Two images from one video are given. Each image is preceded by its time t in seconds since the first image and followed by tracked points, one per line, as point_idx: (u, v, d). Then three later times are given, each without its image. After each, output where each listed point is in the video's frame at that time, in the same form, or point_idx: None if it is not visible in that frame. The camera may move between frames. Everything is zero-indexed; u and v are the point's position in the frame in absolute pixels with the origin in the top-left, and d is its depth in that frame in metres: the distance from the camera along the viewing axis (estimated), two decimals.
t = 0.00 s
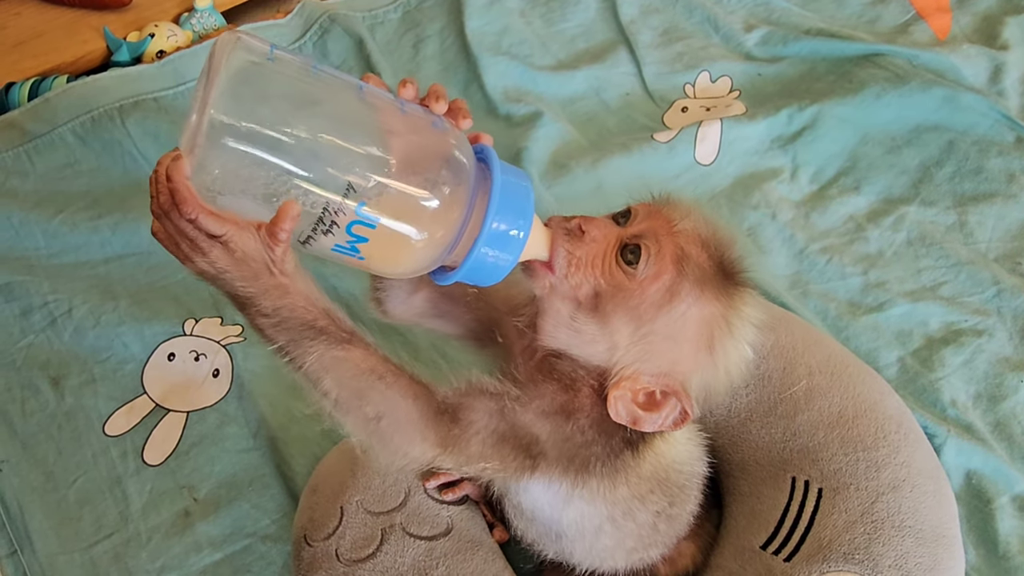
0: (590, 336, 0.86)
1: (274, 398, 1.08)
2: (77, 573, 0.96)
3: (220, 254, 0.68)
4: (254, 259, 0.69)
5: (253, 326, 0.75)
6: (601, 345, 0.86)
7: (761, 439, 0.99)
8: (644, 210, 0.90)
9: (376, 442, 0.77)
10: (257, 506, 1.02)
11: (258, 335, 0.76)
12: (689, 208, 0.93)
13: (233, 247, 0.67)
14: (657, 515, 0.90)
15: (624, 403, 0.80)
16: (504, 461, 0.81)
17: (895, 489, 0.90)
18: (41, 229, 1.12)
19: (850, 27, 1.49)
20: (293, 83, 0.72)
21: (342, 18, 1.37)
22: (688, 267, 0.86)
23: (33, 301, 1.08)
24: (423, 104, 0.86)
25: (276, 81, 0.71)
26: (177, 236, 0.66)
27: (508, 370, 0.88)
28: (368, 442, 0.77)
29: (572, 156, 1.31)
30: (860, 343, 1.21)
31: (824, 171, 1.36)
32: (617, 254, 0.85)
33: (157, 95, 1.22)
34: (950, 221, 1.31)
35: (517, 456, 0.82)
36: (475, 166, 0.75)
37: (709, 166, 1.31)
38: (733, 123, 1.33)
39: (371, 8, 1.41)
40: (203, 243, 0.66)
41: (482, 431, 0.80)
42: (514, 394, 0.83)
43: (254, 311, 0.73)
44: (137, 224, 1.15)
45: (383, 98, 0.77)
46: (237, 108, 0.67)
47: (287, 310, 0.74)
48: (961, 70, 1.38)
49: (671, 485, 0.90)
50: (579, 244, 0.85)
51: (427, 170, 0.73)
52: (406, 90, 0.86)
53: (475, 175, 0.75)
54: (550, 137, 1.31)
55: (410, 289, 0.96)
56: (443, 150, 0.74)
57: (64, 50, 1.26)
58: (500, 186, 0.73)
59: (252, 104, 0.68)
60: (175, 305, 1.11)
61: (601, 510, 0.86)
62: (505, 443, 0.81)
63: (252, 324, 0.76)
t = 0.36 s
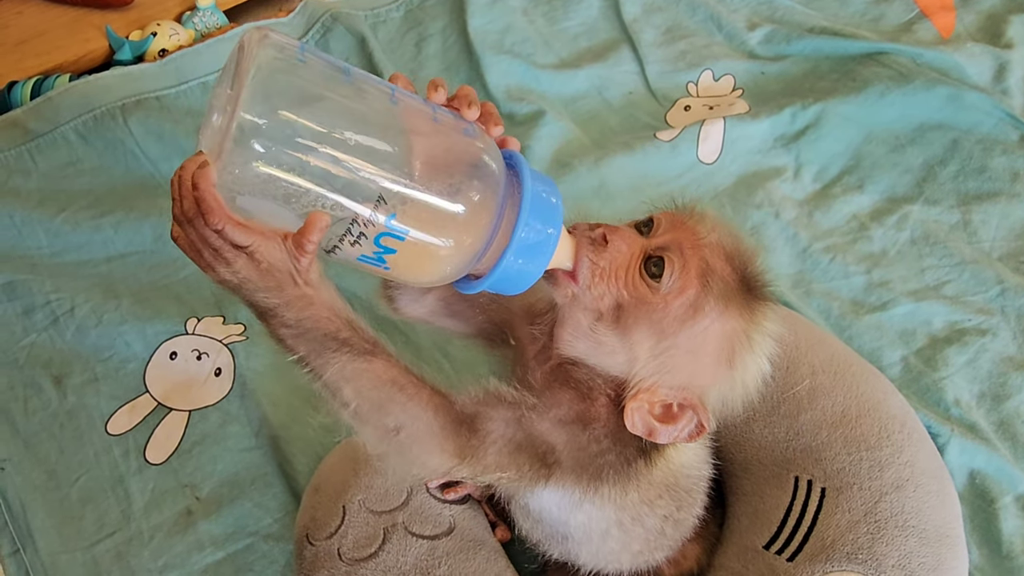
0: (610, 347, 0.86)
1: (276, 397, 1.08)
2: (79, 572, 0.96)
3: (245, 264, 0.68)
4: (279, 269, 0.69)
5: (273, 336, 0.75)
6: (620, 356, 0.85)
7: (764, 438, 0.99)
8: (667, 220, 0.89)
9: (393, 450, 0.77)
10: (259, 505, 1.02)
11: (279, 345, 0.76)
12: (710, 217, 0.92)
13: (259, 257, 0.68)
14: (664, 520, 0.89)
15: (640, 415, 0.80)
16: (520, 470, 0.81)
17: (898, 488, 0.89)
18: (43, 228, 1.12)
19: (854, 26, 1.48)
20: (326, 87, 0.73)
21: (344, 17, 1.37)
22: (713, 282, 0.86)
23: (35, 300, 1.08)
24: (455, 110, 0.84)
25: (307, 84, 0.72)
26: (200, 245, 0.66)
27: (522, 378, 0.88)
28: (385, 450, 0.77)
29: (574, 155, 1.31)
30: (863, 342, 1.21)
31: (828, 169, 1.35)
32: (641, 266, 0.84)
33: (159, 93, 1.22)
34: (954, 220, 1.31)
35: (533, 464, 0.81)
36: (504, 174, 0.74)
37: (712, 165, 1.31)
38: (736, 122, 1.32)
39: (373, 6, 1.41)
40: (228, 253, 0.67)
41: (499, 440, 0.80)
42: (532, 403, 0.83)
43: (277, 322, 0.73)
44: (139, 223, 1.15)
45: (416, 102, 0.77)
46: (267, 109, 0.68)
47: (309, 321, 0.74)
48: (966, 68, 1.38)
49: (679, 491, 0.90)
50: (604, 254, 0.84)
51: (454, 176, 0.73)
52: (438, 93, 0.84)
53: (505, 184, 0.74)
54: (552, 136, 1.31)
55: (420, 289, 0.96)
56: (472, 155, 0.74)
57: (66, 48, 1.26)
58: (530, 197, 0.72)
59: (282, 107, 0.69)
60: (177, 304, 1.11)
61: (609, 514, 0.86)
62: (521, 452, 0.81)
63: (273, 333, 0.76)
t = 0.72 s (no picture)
0: (594, 351, 0.86)
1: (277, 396, 1.09)
2: (81, 570, 0.96)
3: (218, 287, 0.68)
4: (253, 291, 0.69)
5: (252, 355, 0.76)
6: (605, 361, 0.86)
7: (765, 438, 0.99)
8: (650, 222, 0.89)
9: (384, 460, 0.77)
10: (259, 504, 1.02)
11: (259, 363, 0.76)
12: (692, 218, 0.92)
13: (232, 281, 0.67)
14: (662, 520, 0.90)
15: (628, 418, 0.80)
16: (509, 476, 0.81)
17: (899, 488, 0.89)
18: (44, 227, 1.12)
19: (855, 24, 1.48)
20: (293, 107, 0.71)
21: (345, 16, 1.37)
22: (695, 284, 0.86)
23: (36, 298, 1.08)
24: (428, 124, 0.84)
25: (274, 105, 0.70)
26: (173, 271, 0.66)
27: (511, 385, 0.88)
28: (374, 461, 0.77)
29: (575, 154, 1.31)
30: (865, 342, 1.20)
31: (829, 168, 1.35)
32: (622, 270, 0.85)
33: (161, 92, 1.22)
34: (956, 219, 1.30)
35: (522, 470, 0.81)
36: (478, 184, 0.75)
37: (713, 164, 1.31)
38: (737, 121, 1.32)
39: (373, 6, 1.41)
40: (201, 279, 0.66)
41: (487, 448, 0.80)
42: (518, 410, 0.82)
43: (254, 342, 0.73)
44: (140, 221, 1.14)
45: (385, 120, 0.76)
46: (235, 135, 0.66)
47: (288, 339, 0.74)
48: (967, 67, 1.37)
49: (676, 491, 0.90)
50: (584, 260, 0.84)
51: (431, 193, 0.72)
52: (407, 108, 0.82)
53: (478, 195, 0.74)
54: (553, 135, 1.31)
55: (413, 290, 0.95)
56: (447, 171, 0.73)
57: (68, 47, 1.27)
58: (504, 206, 0.73)
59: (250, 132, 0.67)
60: (177, 303, 1.11)
61: (605, 515, 0.86)
62: (510, 459, 0.80)
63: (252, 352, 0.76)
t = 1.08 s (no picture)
0: (599, 346, 0.86)
1: (279, 396, 1.09)
2: (82, 569, 0.96)
3: (224, 278, 0.67)
4: (258, 282, 0.69)
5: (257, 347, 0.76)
6: (610, 356, 0.85)
7: (766, 437, 0.99)
8: (654, 219, 0.89)
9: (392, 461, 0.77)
10: (261, 503, 1.02)
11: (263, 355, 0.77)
12: (698, 214, 0.92)
13: (237, 272, 0.67)
14: (663, 518, 0.90)
15: (633, 413, 0.80)
16: (511, 472, 0.81)
17: (900, 487, 0.89)
18: (46, 226, 1.12)
19: (856, 24, 1.48)
20: (298, 100, 0.70)
21: (346, 16, 1.37)
22: (701, 280, 0.85)
23: (38, 297, 1.08)
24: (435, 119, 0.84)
25: (279, 98, 0.69)
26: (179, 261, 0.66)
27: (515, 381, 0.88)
28: (376, 458, 0.77)
29: (576, 154, 1.31)
30: (866, 342, 1.20)
31: (830, 168, 1.35)
32: (628, 265, 0.84)
33: (162, 91, 1.22)
34: (957, 219, 1.30)
35: (524, 467, 0.81)
36: (484, 177, 0.74)
37: (714, 164, 1.31)
38: (739, 121, 1.32)
39: (375, 5, 1.41)
40: (207, 269, 0.66)
41: (489, 443, 0.80)
42: (521, 405, 0.82)
43: (259, 334, 0.73)
44: (142, 221, 1.14)
45: (390, 113, 0.75)
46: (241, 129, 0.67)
47: (292, 333, 0.74)
48: (969, 67, 1.37)
49: (678, 488, 0.90)
50: (590, 254, 0.84)
51: (436, 184, 0.72)
52: (415, 102, 0.83)
53: (484, 187, 0.74)
54: (555, 135, 1.31)
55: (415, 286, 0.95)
56: (453, 164, 0.73)
57: (70, 46, 1.27)
58: (510, 199, 0.72)
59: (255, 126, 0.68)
60: (179, 302, 1.11)
61: (606, 513, 0.86)
62: (512, 454, 0.81)
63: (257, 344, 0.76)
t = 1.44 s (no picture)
0: (605, 360, 0.85)
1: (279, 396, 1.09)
2: (83, 569, 0.96)
3: (225, 312, 0.67)
4: (259, 314, 0.69)
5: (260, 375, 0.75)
6: (616, 369, 0.85)
7: (766, 437, 0.99)
8: (660, 229, 0.88)
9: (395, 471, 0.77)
10: (261, 503, 1.03)
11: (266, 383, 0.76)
12: (705, 223, 0.91)
13: (238, 305, 0.67)
14: (665, 521, 0.90)
15: (637, 426, 0.81)
16: (517, 486, 0.81)
17: (901, 488, 0.89)
18: (47, 226, 1.12)
19: (857, 24, 1.48)
20: (298, 123, 0.71)
21: (347, 16, 1.37)
22: (708, 295, 0.85)
23: (39, 297, 1.08)
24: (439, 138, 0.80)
25: (279, 120, 0.69)
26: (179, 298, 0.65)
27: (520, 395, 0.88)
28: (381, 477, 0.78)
29: (577, 154, 1.31)
30: (866, 342, 1.20)
31: (831, 168, 1.35)
32: (634, 280, 0.83)
33: (163, 91, 1.22)
34: (957, 219, 1.30)
35: (530, 480, 0.81)
36: (487, 197, 0.75)
37: (715, 164, 1.31)
38: (740, 121, 1.32)
39: (375, 5, 1.41)
40: (208, 304, 0.66)
41: (494, 459, 0.81)
42: (526, 419, 0.83)
43: (262, 363, 0.73)
44: (142, 221, 1.14)
45: (390, 135, 0.76)
46: (237, 150, 0.65)
47: (295, 361, 0.74)
48: (970, 67, 1.37)
49: (680, 492, 0.90)
50: (596, 269, 0.83)
51: (439, 204, 0.72)
52: (416, 122, 0.78)
53: (489, 205, 0.74)
54: (555, 135, 1.31)
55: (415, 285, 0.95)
56: (457, 183, 0.74)
57: (71, 47, 1.27)
58: (513, 217, 0.72)
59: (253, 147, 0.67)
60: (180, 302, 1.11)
61: (609, 517, 0.86)
62: (517, 468, 0.81)
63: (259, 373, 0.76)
